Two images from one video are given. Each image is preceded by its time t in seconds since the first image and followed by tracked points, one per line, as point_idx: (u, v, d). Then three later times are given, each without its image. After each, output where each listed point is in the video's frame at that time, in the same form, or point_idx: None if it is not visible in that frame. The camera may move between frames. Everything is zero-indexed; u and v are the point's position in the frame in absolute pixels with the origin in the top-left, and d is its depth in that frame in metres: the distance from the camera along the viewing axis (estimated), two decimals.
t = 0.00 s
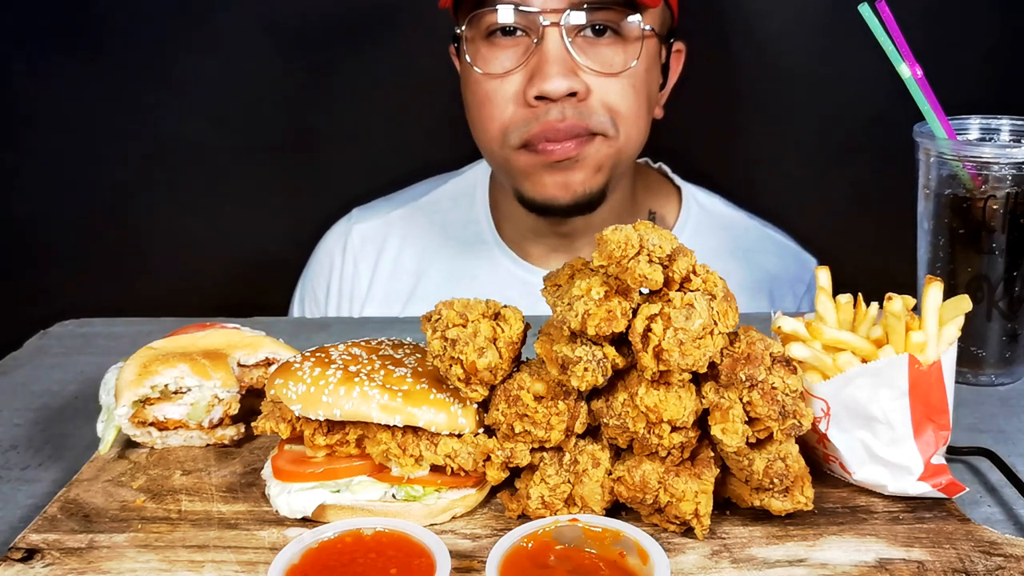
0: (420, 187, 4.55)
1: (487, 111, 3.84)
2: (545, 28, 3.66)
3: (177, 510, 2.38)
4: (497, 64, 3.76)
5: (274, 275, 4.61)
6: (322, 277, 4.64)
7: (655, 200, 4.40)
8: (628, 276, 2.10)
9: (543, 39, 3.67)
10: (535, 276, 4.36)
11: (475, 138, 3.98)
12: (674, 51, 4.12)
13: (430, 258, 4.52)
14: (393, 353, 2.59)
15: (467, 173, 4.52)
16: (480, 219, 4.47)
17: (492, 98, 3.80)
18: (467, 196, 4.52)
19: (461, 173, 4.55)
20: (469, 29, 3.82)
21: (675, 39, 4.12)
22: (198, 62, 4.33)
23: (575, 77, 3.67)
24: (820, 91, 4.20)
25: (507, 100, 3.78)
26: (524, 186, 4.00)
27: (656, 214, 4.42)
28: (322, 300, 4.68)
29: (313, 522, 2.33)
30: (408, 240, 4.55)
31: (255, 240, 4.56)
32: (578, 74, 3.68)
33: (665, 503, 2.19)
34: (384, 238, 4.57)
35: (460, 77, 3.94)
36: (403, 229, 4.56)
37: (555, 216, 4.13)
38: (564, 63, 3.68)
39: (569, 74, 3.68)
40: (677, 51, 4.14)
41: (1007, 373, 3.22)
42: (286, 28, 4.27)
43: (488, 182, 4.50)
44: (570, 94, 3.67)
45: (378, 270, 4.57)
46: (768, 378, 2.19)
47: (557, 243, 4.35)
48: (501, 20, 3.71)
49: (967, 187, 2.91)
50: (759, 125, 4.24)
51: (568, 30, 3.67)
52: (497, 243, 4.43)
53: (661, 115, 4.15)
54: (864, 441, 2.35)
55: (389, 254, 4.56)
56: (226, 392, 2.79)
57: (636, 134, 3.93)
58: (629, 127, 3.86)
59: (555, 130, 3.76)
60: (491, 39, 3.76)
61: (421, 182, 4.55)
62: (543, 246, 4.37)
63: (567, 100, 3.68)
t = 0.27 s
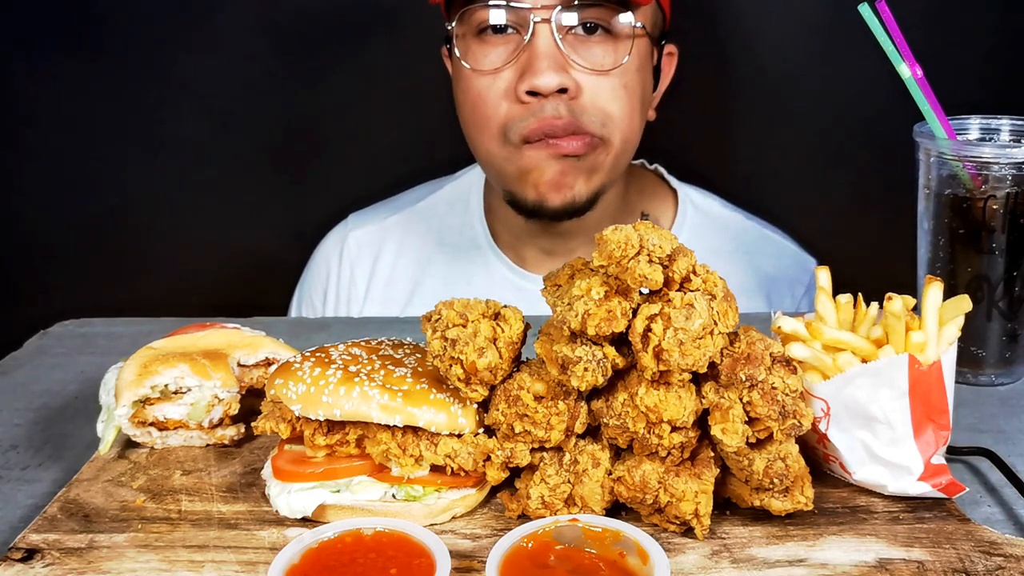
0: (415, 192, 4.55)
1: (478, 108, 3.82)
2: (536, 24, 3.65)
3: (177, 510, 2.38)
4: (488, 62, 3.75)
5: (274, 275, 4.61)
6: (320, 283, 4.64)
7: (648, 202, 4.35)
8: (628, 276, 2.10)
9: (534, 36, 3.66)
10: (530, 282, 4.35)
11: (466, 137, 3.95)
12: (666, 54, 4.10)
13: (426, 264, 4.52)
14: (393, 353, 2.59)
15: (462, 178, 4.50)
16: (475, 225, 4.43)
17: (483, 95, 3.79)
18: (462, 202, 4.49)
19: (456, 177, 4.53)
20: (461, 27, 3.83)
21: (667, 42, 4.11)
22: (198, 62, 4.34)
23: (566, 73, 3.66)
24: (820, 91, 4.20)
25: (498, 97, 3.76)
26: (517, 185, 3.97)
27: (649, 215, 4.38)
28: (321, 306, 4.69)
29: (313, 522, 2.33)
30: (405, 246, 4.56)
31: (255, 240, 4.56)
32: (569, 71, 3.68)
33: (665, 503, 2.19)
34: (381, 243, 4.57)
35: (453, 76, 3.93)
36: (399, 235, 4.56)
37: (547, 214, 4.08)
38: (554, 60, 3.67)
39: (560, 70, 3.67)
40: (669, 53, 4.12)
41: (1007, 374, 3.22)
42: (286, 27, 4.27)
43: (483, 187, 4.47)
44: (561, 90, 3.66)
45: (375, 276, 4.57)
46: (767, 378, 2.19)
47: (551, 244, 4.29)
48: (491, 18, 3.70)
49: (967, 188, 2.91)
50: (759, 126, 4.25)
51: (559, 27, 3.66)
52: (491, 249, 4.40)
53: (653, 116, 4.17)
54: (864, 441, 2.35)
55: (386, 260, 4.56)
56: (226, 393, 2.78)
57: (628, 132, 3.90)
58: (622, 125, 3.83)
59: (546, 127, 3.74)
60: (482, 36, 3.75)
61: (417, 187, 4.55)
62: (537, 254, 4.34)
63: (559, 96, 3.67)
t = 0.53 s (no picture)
0: (413, 197, 4.53)
1: (475, 108, 3.96)
2: (532, 24, 3.77)
3: (177, 510, 2.38)
4: (484, 62, 3.86)
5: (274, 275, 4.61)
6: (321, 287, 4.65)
7: (650, 206, 4.49)
8: (628, 276, 2.10)
9: (530, 35, 3.78)
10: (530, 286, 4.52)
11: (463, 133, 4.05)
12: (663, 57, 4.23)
13: (426, 267, 4.62)
14: (393, 353, 2.59)
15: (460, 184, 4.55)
16: (472, 230, 4.58)
17: (480, 95, 3.93)
18: (459, 207, 4.59)
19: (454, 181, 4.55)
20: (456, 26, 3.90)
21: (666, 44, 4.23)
22: (198, 62, 4.34)
23: (562, 76, 3.84)
24: (820, 91, 4.20)
25: (494, 98, 3.92)
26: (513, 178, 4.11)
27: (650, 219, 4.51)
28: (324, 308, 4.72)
29: (313, 522, 2.33)
30: (404, 250, 4.64)
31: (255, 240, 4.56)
32: (565, 73, 3.85)
33: (665, 503, 2.19)
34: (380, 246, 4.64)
35: (450, 77, 4.02)
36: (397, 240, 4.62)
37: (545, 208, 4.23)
38: (551, 61, 3.83)
39: (556, 73, 3.84)
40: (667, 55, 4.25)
41: (1007, 374, 3.22)
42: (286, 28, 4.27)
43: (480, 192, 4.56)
44: (557, 93, 3.85)
45: (376, 279, 4.67)
46: (768, 378, 2.19)
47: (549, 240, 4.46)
48: (487, 19, 3.80)
49: (967, 187, 2.91)
50: (759, 126, 4.25)
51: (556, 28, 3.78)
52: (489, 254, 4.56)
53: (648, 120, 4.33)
54: (863, 441, 2.35)
55: (386, 264, 4.65)
56: (226, 393, 2.78)
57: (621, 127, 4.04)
58: (614, 127, 4.01)
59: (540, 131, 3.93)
60: (478, 37, 3.85)
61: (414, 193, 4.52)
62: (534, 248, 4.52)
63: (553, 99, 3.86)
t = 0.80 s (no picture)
0: (414, 200, 4.52)
1: (474, 109, 3.81)
2: (537, 26, 3.64)
3: (178, 510, 2.38)
4: (488, 64, 3.75)
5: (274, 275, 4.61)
6: (318, 291, 4.58)
7: (651, 210, 4.28)
8: (628, 276, 2.11)
9: (534, 38, 3.65)
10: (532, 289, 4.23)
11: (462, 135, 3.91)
12: (668, 61, 4.09)
13: (428, 272, 4.41)
14: (393, 353, 2.59)
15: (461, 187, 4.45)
16: (473, 232, 4.36)
17: (479, 95, 3.78)
18: (461, 211, 4.43)
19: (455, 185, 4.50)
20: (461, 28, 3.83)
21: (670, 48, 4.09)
22: (198, 61, 4.34)
23: (564, 78, 3.65)
24: (820, 91, 4.21)
25: (493, 100, 3.76)
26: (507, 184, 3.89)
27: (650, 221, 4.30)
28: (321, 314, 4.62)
29: (313, 522, 2.33)
30: (405, 256, 4.46)
31: (255, 240, 4.56)
32: (568, 76, 3.66)
33: (665, 503, 2.19)
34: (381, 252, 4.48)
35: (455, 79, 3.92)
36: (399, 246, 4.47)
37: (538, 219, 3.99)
38: (554, 63, 3.65)
39: (558, 75, 3.65)
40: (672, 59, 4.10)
41: (1008, 374, 3.22)
42: (287, 28, 4.27)
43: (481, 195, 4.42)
44: (556, 95, 3.64)
45: (376, 286, 4.47)
46: (768, 378, 2.19)
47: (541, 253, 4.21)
48: (491, 21, 3.69)
49: (967, 187, 2.91)
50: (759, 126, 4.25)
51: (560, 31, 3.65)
52: (491, 256, 4.31)
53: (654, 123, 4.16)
54: (864, 442, 2.34)
55: (386, 270, 4.45)
56: (227, 393, 2.78)
57: (623, 134, 3.84)
58: (615, 133, 3.81)
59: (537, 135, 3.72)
60: (482, 39, 3.75)
61: (416, 194, 4.54)
62: (529, 259, 4.25)
63: (553, 101, 3.66)
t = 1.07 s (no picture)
0: (414, 201, 4.51)
1: (476, 113, 3.80)
2: (537, 29, 3.62)
3: (177, 510, 2.38)
4: (489, 67, 3.74)
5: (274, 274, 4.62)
6: (315, 294, 4.56)
7: (652, 213, 4.25)
8: (628, 276, 2.11)
9: (534, 41, 3.64)
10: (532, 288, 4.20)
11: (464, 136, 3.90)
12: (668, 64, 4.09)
13: (427, 273, 4.39)
14: (393, 353, 2.60)
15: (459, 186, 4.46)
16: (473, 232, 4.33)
17: (481, 99, 3.77)
18: (460, 211, 4.39)
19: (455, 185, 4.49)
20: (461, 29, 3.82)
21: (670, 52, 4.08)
22: (198, 61, 4.34)
23: (566, 82, 3.65)
24: (820, 91, 4.21)
25: (495, 103, 3.75)
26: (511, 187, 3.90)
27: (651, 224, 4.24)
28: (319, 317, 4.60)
29: (313, 522, 2.33)
30: (404, 257, 4.44)
31: (255, 240, 4.56)
32: (569, 79, 3.66)
33: (665, 503, 2.19)
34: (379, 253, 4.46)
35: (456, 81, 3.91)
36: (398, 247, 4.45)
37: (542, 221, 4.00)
38: (555, 67, 3.64)
39: (559, 78, 3.64)
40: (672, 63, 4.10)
41: (1008, 374, 3.22)
42: (286, 28, 4.27)
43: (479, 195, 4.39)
44: (559, 98, 3.64)
45: (376, 287, 4.44)
46: (768, 378, 2.19)
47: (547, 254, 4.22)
48: (492, 24, 3.69)
49: (967, 188, 2.91)
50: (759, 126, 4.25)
51: (561, 33, 3.63)
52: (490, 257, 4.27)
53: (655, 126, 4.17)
54: (864, 441, 2.35)
55: (386, 271, 4.43)
56: (226, 393, 2.78)
57: (626, 135, 3.85)
58: (618, 135, 3.82)
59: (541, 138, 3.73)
60: (482, 42, 3.74)
61: (413, 198, 4.52)
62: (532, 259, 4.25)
63: (556, 105, 3.66)
